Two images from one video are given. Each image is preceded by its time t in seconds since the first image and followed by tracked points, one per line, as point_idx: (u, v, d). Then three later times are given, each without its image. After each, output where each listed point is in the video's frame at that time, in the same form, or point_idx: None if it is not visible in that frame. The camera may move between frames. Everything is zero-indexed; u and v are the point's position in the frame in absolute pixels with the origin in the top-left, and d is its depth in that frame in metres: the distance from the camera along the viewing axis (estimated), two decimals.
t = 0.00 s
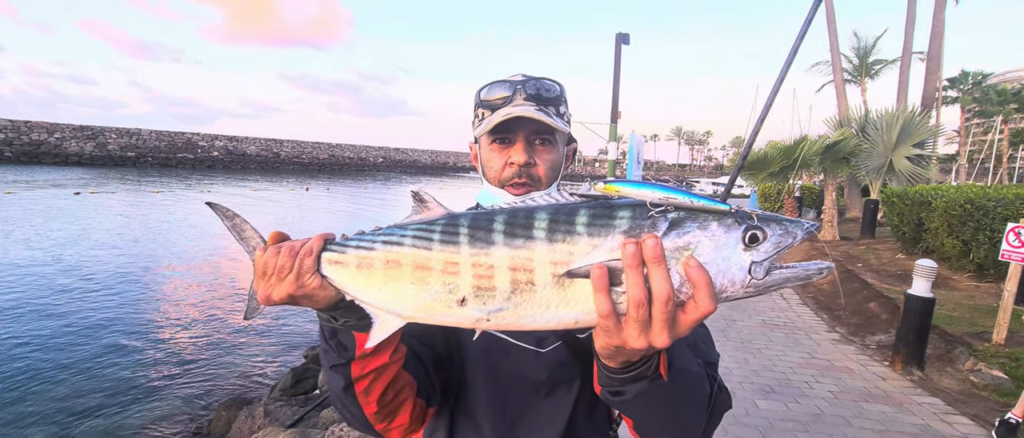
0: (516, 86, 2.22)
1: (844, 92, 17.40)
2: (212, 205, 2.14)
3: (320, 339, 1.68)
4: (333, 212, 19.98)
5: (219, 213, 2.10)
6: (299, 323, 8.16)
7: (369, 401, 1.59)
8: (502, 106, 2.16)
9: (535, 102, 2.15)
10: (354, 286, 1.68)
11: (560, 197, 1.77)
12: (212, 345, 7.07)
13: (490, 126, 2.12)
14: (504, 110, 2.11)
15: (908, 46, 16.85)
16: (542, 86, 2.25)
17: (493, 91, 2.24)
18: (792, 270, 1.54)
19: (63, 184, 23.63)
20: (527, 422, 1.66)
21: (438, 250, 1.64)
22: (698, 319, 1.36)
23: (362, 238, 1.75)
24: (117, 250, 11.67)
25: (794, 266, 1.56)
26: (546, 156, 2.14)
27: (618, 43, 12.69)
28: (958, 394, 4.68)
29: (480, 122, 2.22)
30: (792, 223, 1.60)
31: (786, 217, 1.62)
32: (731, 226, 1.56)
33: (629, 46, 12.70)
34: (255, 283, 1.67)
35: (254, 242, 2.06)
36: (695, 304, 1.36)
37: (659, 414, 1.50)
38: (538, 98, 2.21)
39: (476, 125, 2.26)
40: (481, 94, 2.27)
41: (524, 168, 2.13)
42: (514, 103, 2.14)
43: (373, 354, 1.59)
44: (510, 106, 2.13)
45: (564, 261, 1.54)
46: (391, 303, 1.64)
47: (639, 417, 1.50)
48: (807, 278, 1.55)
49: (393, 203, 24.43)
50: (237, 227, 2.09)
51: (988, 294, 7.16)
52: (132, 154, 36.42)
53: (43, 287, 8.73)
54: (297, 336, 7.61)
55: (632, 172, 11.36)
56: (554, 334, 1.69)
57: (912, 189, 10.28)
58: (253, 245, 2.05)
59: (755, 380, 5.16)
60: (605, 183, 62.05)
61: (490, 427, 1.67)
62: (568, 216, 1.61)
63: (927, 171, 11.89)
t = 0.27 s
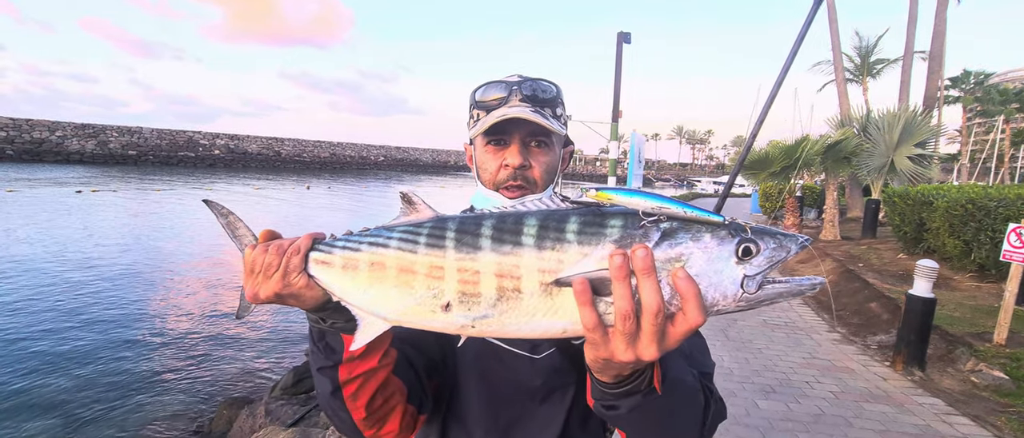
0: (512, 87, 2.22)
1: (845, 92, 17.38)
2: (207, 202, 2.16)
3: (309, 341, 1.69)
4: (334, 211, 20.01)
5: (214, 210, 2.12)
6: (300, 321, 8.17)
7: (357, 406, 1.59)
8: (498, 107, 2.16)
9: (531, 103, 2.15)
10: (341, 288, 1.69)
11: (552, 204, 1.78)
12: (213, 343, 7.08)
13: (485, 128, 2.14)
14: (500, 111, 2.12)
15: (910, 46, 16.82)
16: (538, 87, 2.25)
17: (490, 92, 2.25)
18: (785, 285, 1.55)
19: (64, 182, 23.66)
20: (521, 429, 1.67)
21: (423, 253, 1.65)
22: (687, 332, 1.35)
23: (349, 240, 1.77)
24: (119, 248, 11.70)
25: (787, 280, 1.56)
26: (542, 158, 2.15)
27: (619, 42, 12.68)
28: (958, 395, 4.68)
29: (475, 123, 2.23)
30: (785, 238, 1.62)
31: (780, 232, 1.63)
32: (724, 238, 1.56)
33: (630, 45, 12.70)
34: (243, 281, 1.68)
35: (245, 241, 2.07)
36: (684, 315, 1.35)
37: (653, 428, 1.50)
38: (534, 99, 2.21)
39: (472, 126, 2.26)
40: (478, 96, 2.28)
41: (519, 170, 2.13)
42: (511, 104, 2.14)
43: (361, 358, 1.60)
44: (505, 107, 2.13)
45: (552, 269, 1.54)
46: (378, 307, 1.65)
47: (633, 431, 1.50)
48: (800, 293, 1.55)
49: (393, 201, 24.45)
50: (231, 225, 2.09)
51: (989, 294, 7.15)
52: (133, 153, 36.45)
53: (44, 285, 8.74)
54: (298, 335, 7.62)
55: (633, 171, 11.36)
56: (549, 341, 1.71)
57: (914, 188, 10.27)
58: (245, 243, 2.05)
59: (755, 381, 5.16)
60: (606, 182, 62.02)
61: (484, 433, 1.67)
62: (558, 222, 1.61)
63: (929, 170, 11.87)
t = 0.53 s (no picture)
0: (505, 85, 2.23)
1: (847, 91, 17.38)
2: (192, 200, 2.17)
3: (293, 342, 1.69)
4: (336, 210, 20.05)
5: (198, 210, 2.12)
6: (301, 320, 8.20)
7: (341, 409, 1.59)
8: (490, 105, 2.18)
9: (524, 101, 2.17)
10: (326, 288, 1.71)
11: (541, 205, 1.80)
12: (215, 342, 7.12)
13: (478, 127, 2.15)
14: (492, 109, 2.14)
15: (912, 45, 16.82)
16: (530, 85, 2.26)
17: (482, 90, 2.26)
18: (774, 290, 1.57)
19: (66, 181, 23.72)
20: (511, 432, 1.69)
21: (407, 254, 1.68)
22: (672, 337, 1.37)
23: (334, 241, 1.79)
24: (121, 247, 11.74)
25: (776, 285, 1.58)
26: (534, 157, 2.18)
27: (621, 42, 12.69)
28: (959, 394, 4.69)
29: (467, 121, 2.24)
30: (775, 243, 1.64)
31: (769, 236, 1.66)
32: (713, 243, 1.58)
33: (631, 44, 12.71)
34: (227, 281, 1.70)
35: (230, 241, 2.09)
36: (668, 320, 1.37)
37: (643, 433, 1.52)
38: (526, 98, 2.22)
39: (463, 124, 2.27)
40: (469, 93, 2.28)
41: (511, 169, 2.16)
42: (503, 102, 2.16)
43: (346, 361, 1.61)
44: (496, 105, 2.15)
45: (539, 272, 1.57)
46: (364, 309, 1.67)
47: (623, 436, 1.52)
48: (790, 298, 1.57)
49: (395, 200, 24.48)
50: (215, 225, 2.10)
51: (990, 294, 7.16)
52: (135, 152, 36.52)
53: (48, 284, 8.79)
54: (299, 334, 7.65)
55: (634, 170, 11.38)
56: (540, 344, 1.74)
57: (915, 188, 10.27)
58: (229, 243, 2.06)
59: (755, 380, 5.18)
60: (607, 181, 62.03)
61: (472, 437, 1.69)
62: (546, 225, 1.64)
63: (930, 170, 11.87)
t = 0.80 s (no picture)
0: (493, 82, 2.23)
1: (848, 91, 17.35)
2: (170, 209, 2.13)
3: (279, 353, 1.68)
4: (337, 209, 20.06)
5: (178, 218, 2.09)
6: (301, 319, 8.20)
7: (330, 419, 1.58)
8: (479, 101, 2.17)
9: (513, 98, 2.16)
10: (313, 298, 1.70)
11: (528, 205, 1.79)
12: (215, 342, 7.12)
13: (466, 124, 2.15)
14: (480, 106, 2.14)
15: (913, 44, 16.79)
16: (520, 81, 2.25)
17: (470, 86, 2.26)
18: (765, 284, 1.56)
19: (67, 180, 23.74)
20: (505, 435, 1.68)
21: (396, 261, 1.67)
22: (663, 334, 1.36)
23: (320, 250, 1.78)
24: (122, 246, 11.74)
25: (767, 279, 1.58)
26: (523, 155, 2.18)
27: (622, 41, 12.67)
28: (960, 395, 4.67)
29: (455, 119, 2.24)
30: (764, 237, 1.63)
31: (758, 230, 1.65)
32: (701, 238, 1.58)
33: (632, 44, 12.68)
34: (210, 294, 1.67)
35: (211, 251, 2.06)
36: (659, 318, 1.36)
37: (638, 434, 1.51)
38: (515, 94, 2.22)
39: (451, 121, 2.27)
40: (457, 90, 2.28)
41: (500, 167, 2.16)
42: (491, 98, 2.15)
43: (334, 370, 1.59)
44: (484, 102, 2.14)
45: (527, 274, 1.56)
46: (354, 315, 1.67)
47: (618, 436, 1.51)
48: (781, 292, 1.56)
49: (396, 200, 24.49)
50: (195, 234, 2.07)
51: (992, 294, 7.14)
52: (136, 151, 36.53)
53: (48, 283, 8.79)
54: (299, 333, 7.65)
55: (635, 170, 11.36)
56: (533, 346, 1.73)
57: (916, 188, 10.25)
58: (210, 254, 2.03)
59: (756, 380, 5.17)
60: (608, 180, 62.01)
61: None
62: (534, 225, 1.63)
63: (932, 169, 11.84)
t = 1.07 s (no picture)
0: (486, 80, 2.22)
1: (849, 90, 17.34)
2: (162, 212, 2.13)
3: (273, 353, 1.68)
4: (337, 208, 20.07)
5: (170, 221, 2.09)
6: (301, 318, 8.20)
7: (326, 417, 1.59)
8: (471, 100, 2.17)
9: (505, 96, 2.16)
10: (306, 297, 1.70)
11: (517, 201, 1.79)
12: (214, 340, 7.11)
13: (459, 123, 2.15)
14: (473, 105, 2.13)
15: (914, 43, 16.77)
16: (512, 80, 2.25)
17: (462, 85, 2.26)
18: (749, 275, 1.56)
19: (68, 179, 23.74)
20: (502, 431, 1.68)
21: (388, 258, 1.67)
22: (652, 326, 1.36)
23: (312, 249, 1.77)
24: (123, 245, 11.74)
25: (751, 271, 1.58)
26: (517, 153, 2.17)
27: (622, 40, 12.66)
28: (960, 394, 4.67)
29: (448, 117, 2.23)
30: (749, 229, 1.63)
31: (743, 222, 1.65)
32: (688, 231, 1.58)
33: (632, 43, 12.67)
34: (202, 295, 1.67)
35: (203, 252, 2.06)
36: (648, 311, 1.35)
37: (631, 427, 1.51)
38: (508, 92, 2.21)
39: (444, 120, 2.26)
40: (450, 88, 2.27)
41: (493, 166, 2.16)
42: (484, 97, 2.15)
43: (328, 369, 1.59)
44: (477, 101, 2.14)
45: (517, 269, 1.56)
46: (348, 313, 1.66)
47: (612, 430, 1.50)
48: (766, 282, 1.56)
49: (396, 199, 24.49)
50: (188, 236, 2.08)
51: (992, 293, 7.14)
52: (137, 150, 36.52)
53: (48, 282, 8.78)
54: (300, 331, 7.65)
55: (636, 169, 11.36)
56: (529, 341, 1.72)
57: (917, 187, 10.24)
58: (203, 255, 2.03)
59: (756, 379, 5.17)
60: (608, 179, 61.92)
61: None
62: (523, 221, 1.63)
63: (932, 169, 11.82)
